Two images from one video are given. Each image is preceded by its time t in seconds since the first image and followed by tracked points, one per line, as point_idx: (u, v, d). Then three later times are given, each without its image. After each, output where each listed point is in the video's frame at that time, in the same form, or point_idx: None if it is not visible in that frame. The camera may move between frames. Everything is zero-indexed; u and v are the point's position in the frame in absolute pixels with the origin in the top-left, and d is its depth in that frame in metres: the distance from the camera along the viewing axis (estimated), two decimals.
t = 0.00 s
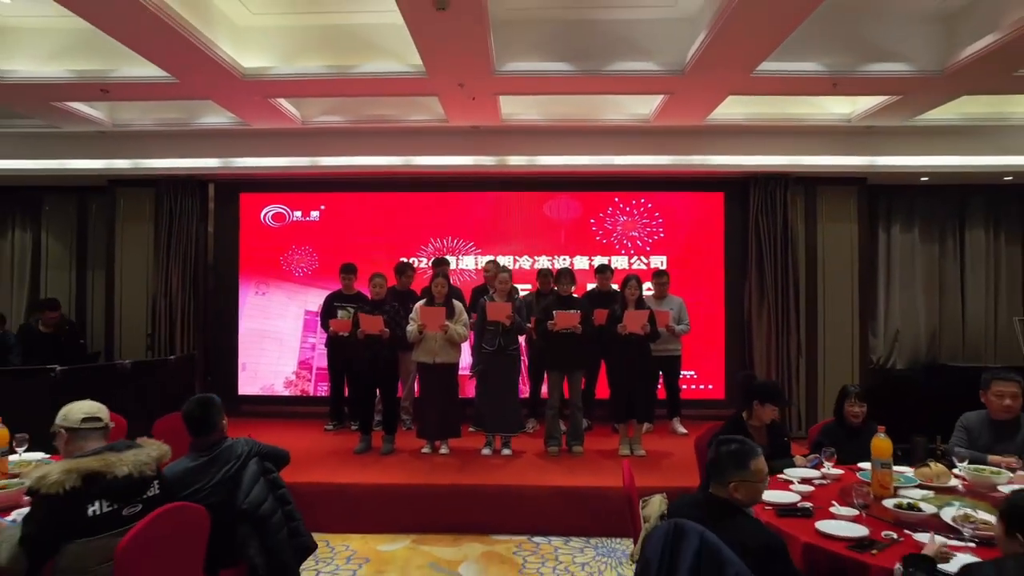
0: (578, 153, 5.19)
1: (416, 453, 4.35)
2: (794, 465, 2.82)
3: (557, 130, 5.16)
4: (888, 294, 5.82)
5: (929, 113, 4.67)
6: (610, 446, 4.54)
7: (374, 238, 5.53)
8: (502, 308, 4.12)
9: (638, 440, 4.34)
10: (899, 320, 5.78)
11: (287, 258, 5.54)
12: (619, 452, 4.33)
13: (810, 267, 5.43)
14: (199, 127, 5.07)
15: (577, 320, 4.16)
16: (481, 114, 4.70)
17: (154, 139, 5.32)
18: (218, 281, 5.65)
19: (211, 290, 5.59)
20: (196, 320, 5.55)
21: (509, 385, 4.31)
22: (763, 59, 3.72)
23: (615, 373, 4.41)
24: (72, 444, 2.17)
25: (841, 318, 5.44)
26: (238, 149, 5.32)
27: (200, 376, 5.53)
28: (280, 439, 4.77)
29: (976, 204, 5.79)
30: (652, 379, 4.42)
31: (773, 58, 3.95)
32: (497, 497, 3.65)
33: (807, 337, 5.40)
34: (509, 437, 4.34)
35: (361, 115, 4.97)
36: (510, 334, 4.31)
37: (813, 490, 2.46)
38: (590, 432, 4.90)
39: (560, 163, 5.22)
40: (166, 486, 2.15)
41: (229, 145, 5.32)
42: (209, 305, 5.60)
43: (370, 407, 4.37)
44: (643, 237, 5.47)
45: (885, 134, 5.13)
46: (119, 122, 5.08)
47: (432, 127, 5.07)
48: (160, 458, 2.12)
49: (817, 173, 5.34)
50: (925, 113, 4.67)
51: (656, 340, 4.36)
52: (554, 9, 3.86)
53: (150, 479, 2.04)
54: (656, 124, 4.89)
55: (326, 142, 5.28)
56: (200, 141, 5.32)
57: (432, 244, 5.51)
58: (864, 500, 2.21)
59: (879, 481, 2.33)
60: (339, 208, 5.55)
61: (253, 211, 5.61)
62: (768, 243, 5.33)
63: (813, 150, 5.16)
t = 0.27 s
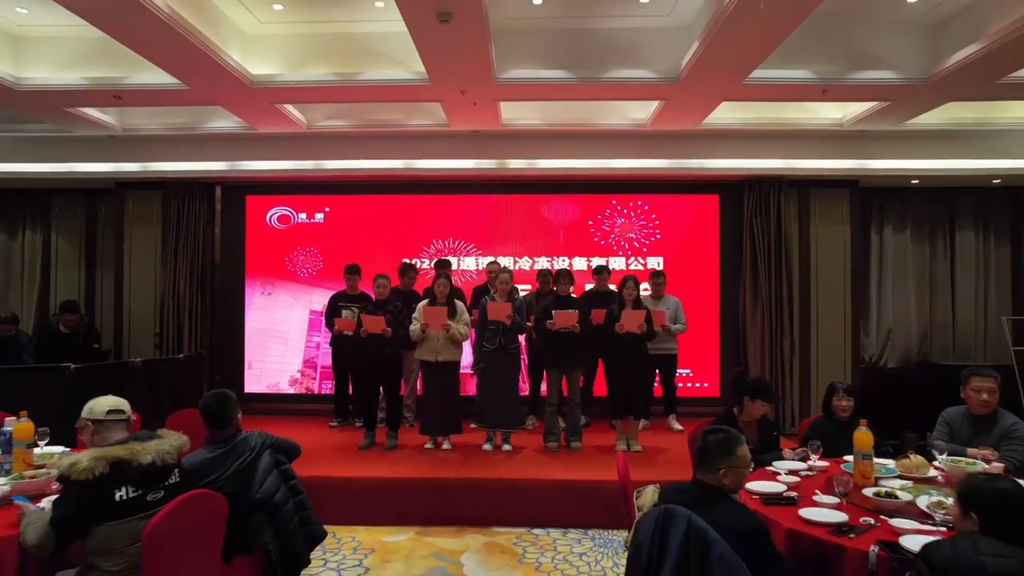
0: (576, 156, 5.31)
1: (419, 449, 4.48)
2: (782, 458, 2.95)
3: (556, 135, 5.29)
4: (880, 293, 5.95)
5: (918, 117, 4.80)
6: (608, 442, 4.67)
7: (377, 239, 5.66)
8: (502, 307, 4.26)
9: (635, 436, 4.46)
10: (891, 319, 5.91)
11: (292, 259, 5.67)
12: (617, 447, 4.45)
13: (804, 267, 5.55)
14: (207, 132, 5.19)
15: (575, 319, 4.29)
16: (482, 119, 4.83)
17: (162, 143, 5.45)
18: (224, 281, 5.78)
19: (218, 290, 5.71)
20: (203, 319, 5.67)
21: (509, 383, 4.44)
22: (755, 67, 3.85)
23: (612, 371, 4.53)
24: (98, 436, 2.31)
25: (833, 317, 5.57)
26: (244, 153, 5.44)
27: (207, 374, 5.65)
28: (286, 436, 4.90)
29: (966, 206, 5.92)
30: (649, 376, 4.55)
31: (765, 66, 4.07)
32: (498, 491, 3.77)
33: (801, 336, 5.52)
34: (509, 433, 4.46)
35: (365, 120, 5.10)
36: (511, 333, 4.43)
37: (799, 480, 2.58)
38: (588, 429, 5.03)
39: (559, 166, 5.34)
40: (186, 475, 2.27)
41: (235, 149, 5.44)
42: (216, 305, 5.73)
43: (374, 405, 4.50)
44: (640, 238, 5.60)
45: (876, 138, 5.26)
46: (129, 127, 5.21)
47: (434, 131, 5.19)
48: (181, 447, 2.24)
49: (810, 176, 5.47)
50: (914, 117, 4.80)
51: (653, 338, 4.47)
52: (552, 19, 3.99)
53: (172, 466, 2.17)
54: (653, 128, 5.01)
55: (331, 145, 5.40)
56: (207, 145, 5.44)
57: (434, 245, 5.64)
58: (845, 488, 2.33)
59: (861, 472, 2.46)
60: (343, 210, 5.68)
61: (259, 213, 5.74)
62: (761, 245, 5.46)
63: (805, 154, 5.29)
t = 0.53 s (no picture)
0: (576, 160, 5.43)
1: (421, 445, 4.60)
2: (772, 452, 3.07)
3: (555, 138, 5.40)
4: (873, 293, 6.07)
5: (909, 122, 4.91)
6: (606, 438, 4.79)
7: (380, 240, 5.77)
8: (502, 306, 4.36)
9: (632, 433, 4.58)
10: (884, 319, 6.03)
11: (297, 260, 5.79)
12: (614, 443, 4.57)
13: (798, 268, 5.66)
14: (213, 135, 5.30)
15: (574, 319, 4.40)
16: (483, 123, 4.94)
17: (170, 147, 5.56)
18: (230, 282, 5.90)
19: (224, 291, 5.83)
20: (209, 319, 5.79)
21: (509, 380, 4.56)
22: (748, 74, 3.96)
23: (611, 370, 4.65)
24: (116, 429, 2.41)
25: (827, 317, 5.68)
26: (250, 156, 5.55)
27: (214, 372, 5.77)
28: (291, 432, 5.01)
29: (958, 207, 6.03)
30: (645, 374, 4.66)
31: (758, 72, 4.19)
32: (499, 485, 3.89)
33: (794, 335, 5.64)
34: (509, 429, 4.58)
35: (369, 124, 5.21)
36: (510, 332, 4.54)
37: (787, 472, 2.70)
38: (587, 425, 5.15)
39: (559, 169, 5.45)
40: (202, 465, 2.38)
41: (242, 152, 5.56)
42: (221, 305, 5.84)
43: (378, 402, 4.62)
44: (638, 240, 5.72)
45: (868, 142, 5.38)
46: (137, 130, 5.32)
47: (436, 135, 5.30)
48: (196, 439, 2.35)
49: (804, 179, 5.58)
50: (905, 122, 4.91)
51: (649, 337, 4.56)
52: (552, 27, 4.10)
53: (189, 457, 2.28)
54: (650, 132, 5.12)
55: (335, 149, 5.51)
56: (214, 148, 5.56)
57: (436, 246, 5.75)
58: (829, 478, 2.45)
59: (846, 463, 2.59)
60: (346, 211, 5.80)
61: (264, 214, 5.86)
62: (757, 246, 5.57)
63: (799, 157, 5.41)
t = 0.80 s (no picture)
0: (574, 163, 5.56)
1: (424, 441, 4.73)
2: (762, 445, 3.19)
3: (554, 142, 5.53)
4: (866, 293, 6.20)
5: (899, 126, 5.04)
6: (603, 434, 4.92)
7: (383, 242, 5.90)
8: (501, 305, 4.48)
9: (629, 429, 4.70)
10: (877, 318, 6.15)
11: (302, 261, 5.92)
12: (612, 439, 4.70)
13: (792, 269, 5.79)
14: (220, 139, 5.43)
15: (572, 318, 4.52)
16: (483, 127, 5.06)
17: (177, 150, 5.69)
18: (236, 282, 6.03)
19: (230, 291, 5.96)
20: (216, 318, 5.91)
21: (509, 378, 4.68)
22: (741, 81, 4.08)
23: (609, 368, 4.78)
24: (136, 422, 2.53)
25: (820, 316, 5.81)
26: (256, 159, 5.68)
27: (220, 371, 5.90)
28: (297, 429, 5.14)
29: (949, 209, 6.16)
30: (642, 372, 4.78)
31: (751, 79, 4.31)
32: (499, 479, 4.02)
33: (788, 334, 5.76)
34: (509, 425, 4.70)
35: (372, 128, 5.33)
36: (510, 332, 4.66)
37: (774, 464, 2.83)
38: (585, 422, 5.27)
39: (557, 172, 5.58)
40: (217, 458, 2.50)
41: (248, 155, 5.68)
42: (228, 305, 5.97)
43: (381, 399, 4.74)
44: (635, 241, 5.85)
45: (859, 145, 5.51)
46: (146, 134, 5.45)
47: (438, 138, 5.43)
48: (212, 432, 2.48)
49: (798, 181, 5.71)
50: (895, 126, 5.04)
51: (645, 336, 4.68)
52: (551, 35, 4.23)
53: (205, 448, 2.41)
54: (647, 136, 5.25)
55: (338, 152, 5.64)
56: (220, 151, 5.68)
57: (437, 247, 5.88)
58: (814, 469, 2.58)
59: (830, 456, 2.71)
60: (350, 213, 5.93)
61: (269, 216, 5.98)
62: (751, 247, 5.70)
63: (793, 160, 5.54)
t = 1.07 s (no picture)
0: (572, 166, 5.67)
1: (426, 437, 4.84)
2: (752, 440, 3.31)
3: (553, 145, 5.64)
4: (859, 294, 6.31)
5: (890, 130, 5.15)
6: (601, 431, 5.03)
7: (385, 243, 6.02)
8: (502, 305, 4.59)
9: (626, 426, 4.82)
10: (870, 318, 6.27)
11: (305, 262, 6.03)
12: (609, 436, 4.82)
13: (786, 269, 5.90)
14: (226, 142, 5.54)
15: (569, 318, 4.62)
16: (483, 131, 5.17)
17: (184, 153, 5.80)
18: (241, 283, 6.14)
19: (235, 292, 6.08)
20: (221, 318, 6.03)
21: (509, 376, 4.80)
22: (735, 87, 4.20)
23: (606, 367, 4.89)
24: (152, 417, 2.64)
25: (813, 316, 5.92)
26: (261, 162, 5.79)
27: (226, 370, 6.01)
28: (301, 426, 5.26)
29: (940, 211, 6.28)
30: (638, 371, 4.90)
31: (745, 85, 4.42)
32: (499, 474, 4.13)
33: (783, 334, 5.88)
34: (509, 422, 4.82)
35: (374, 132, 5.44)
36: (509, 331, 4.77)
37: (763, 457, 2.95)
38: (583, 420, 5.39)
39: (556, 175, 5.69)
40: (229, 451, 2.62)
41: (253, 158, 5.80)
42: (233, 305, 6.09)
43: (384, 397, 4.86)
44: (632, 242, 5.97)
45: (852, 148, 5.63)
46: (153, 138, 5.56)
47: (439, 142, 5.54)
48: (224, 425, 2.59)
49: (792, 184, 5.82)
50: (886, 130, 5.15)
51: (641, 335, 4.79)
52: (549, 42, 4.35)
53: (218, 441, 2.52)
54: (643, 139, 5.35)
55: (341, 155, 5.75)
56: (225, 154, 5.80)
57: (438, 248, 6.00)
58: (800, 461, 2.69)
59: (817, 449, 2.83)
60: (352, 215, 6.04)
61: (273, 218, 6.10)
62: (746, 249, 5.82)
63: (787, 163, 5.65)
